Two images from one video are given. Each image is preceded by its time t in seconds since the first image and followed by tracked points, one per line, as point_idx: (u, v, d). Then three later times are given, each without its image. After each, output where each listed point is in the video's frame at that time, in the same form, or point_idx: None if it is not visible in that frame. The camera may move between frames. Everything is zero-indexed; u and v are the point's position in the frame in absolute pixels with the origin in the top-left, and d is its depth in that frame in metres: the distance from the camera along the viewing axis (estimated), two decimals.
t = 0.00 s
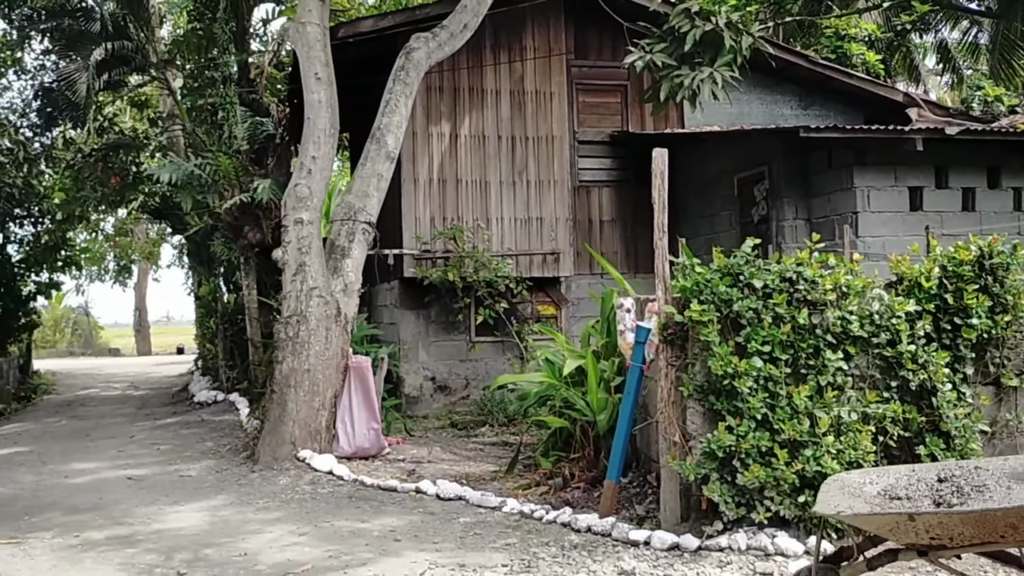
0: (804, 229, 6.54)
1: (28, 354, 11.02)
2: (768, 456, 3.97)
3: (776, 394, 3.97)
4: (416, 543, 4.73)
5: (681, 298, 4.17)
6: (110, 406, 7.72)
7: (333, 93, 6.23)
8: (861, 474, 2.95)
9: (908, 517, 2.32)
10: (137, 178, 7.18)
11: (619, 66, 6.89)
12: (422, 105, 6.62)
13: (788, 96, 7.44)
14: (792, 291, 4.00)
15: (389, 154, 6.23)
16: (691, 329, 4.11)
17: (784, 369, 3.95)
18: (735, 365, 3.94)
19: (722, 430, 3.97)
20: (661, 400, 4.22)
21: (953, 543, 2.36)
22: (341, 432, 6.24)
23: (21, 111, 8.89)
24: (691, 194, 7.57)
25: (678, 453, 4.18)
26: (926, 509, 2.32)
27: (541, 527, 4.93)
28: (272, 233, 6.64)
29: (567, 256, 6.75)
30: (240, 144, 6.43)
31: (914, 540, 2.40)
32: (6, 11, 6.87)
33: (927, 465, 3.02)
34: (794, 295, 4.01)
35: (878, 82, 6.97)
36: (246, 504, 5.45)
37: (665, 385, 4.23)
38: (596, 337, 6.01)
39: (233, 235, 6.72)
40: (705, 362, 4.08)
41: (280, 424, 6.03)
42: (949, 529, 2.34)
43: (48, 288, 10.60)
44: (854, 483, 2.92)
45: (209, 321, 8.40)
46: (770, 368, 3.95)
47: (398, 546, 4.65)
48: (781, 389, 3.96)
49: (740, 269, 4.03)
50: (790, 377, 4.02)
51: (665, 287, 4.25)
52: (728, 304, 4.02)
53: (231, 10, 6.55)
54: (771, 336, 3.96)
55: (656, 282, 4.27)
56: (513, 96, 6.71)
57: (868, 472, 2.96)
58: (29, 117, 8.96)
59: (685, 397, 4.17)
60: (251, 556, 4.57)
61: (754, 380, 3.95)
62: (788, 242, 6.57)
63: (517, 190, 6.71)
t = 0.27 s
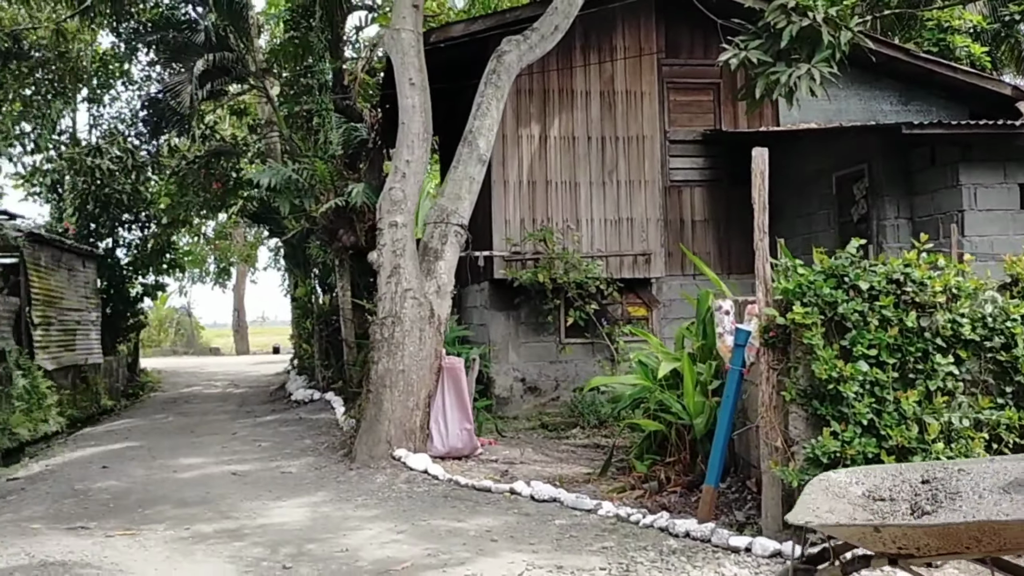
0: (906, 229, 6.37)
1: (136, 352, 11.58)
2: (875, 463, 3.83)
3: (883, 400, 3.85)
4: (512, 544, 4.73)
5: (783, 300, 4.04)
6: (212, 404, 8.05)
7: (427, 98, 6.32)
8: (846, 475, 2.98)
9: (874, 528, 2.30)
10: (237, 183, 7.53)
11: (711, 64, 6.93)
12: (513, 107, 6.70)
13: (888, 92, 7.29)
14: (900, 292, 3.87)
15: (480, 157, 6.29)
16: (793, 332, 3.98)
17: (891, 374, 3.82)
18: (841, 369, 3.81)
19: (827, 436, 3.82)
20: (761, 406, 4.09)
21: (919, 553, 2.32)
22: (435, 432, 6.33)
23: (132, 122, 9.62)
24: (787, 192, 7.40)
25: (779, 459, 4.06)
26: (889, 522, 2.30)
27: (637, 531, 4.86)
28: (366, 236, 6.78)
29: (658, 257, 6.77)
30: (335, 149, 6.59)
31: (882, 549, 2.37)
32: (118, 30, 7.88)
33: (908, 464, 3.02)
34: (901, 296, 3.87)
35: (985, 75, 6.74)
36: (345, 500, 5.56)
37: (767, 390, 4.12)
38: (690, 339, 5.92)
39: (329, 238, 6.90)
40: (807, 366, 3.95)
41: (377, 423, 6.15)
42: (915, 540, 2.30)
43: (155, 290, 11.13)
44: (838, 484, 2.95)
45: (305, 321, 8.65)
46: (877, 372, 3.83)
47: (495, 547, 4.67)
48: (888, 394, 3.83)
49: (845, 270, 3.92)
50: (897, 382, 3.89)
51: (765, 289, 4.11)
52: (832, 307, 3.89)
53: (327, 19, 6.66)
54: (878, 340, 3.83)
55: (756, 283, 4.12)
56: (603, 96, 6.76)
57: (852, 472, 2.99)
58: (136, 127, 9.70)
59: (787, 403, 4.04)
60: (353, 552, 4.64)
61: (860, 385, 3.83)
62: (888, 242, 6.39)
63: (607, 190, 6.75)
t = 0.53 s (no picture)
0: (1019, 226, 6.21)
1: (240, 351, 12.06)
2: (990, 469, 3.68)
3: (1000, 403, 3.67)
4: (611, 544, 4.60)
5: (892, 300, 3.98)
6: (312, 402, 8.33)
7: (522, 100, 6.47)
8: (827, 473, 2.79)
9: (828, 511, 2.29)
10: (336, 187, 7.75)
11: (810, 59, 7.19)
12: (608, 110, 7.07)
13: (997, 86, 7.14)
14: (1019, 292, 3.68)
15: (575, 157, 6.41)
16: (903, 333, 3.92)
17: (1009, 377, 3.64)
18: (953, 371, 3.69)
19: (939, 440, 3.70)
20: (867, 407, 4.03)
21: (874, 538, 2.33)
22: (530, 431, 6.39)
23: (238, 131, 10.23)
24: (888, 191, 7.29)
25: (889, 462, 3.97)
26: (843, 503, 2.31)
27: (739, 535, 4.67)
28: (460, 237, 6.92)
29: (755, 257, 7.02)
30: (430, 152, 6.76)
31: (838, 534, 2.37)
32: (224, 43, 8.58)
33: (887, 465, 2.88)
34: (1021, 296, 3.68)
35: None
36: (444, 497, 5.62)
37: (873, 391, 4.04)
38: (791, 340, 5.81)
39: (424, 240, 7.08)
40: (919, 367, 3.86)
41: (473, 422, 6.26)
42: (867, 523, 2.32)
43: (257, 293, 11.59)
44: (818, 482, 2.76)
45: (401, 322, 8.87)
46: (993, 375, 3.66)
47: (593, 546, 4.54)
48: (1006, 398, 3.66)
49: (959, 269, 3.76)
50: (1016, 385, 3.71)
51: (873, 288, 4.03)
52: (944, 306, 3.76)
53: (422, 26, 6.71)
54: (994, 341, 3.66)
55: (863, 282, 4.06)
56: (698, 95, 7.10)
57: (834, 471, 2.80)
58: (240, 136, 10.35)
59: (896, 405, 3.95)
60: (453, 547, 4.64)
61: (975, 388, 3.68)
62: (1001, 240, 6.25)
63: (702, 189, 7.06)
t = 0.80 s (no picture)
0: None
1: (278, 350, 12.21)
2: None
3: None
4: (651, 545, 4.53)
5: (936, 299, 3.86)
6: (349, 401, 8.40)
7: (558, 99, 6.47)
8: (755, 464, 2.96)
9: (751, 510, 2.33)
10: (372, 188, 7.75)
11: (851, 56, 7.12)
12: (645, 107, 7.06)
13: None
14: None
15: (612, 156, 6.40)
16: (947, 332, 3.78)
17: None
18: (1001, 372, 3.57)
19: (985, 441, 3.57)
20: (910, 408, 3.92)
21: (795, 536, 2.35)
22: (567, 431, 6.37)
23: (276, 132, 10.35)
24: (933, 188, 7.15)
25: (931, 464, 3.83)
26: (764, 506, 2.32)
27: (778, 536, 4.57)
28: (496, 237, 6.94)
29: (794, 257, 6.94)
30: (467, 152, 6.76)
31: (762, 532, 2.39)
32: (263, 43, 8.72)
33: (811, 457, 2.98)
34: None
35: None
36: (481, 497, 5.62)
37: (917, 392, 3.94)
38: (831, 341, 5.71)
39: (460, 240, 7.10)
40: (964, 368, 3.75)
41: (509, 421, 6.26)
42: (788, 522, 2.34)
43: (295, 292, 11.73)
44: (747, 473, 2.93)
45: (437, 322, 8.89)
46: None
47: (631, 547, 4.47)
48: None
49: (1006, 267, 3.65)
50: None
51: (917, 287, 3.93)
52: (991, 306, 3.67)
53: (459, 26, 6.73)
54: None
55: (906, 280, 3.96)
56: (736, 92, 7.06)
57: (760, 462, 2.97)
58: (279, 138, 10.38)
59: (940, 406, 3.84)
60: (490, 546, 4.61)
61: (1023, 389, 3.55)
62: None
63: (741, 188, 7.01)
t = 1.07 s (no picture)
0: None
1: (303, 349, 12.31)
2: None
3: None
4: (675, 545, 4.50)
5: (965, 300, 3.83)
6: (374, 400, 8.46)
7: (583, 99, 6.49)
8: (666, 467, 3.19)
9: (649, 501, 2.55)
10: (397, 188, 7.81)
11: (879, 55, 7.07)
12: (669, 107, 7.06)
13: None
14: None
15: (636, 156, 6.39)
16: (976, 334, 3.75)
17: None
18: None
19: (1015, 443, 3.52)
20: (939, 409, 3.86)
21: (692, 524, 2.58)
22: (591, 431, 6.37)
23: (301, 134, 10.41)
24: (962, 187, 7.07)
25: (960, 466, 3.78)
26: (660, 496, 2.57)
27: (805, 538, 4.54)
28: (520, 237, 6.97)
29: (821, 256, 6.89)
30: (491, 153, 6.79)
31: (661, 522, 2.61)
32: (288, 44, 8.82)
33: (718, 459, 3.23)
34: None
35: None
36: (505, 496, 5.63)
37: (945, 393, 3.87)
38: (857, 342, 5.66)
39: (484, 240, 7.14)
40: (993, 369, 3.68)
41: (533, 421, 6.27)
42: (684, 512, 2.56)
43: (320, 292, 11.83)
44: (658, 475, 3.16)
45: (461, 321, 8.94)
46: None
47: (656, 547, 4.45)
48: None
49: None
50: None
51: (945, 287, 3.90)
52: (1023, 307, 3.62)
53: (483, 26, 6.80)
54: None
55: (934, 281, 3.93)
56: (762, 91, 7.04)
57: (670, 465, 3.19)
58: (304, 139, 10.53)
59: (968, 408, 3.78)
60: (515, 546, 4.62)
61: None
62: None
63: (765, 188, 6.99)
